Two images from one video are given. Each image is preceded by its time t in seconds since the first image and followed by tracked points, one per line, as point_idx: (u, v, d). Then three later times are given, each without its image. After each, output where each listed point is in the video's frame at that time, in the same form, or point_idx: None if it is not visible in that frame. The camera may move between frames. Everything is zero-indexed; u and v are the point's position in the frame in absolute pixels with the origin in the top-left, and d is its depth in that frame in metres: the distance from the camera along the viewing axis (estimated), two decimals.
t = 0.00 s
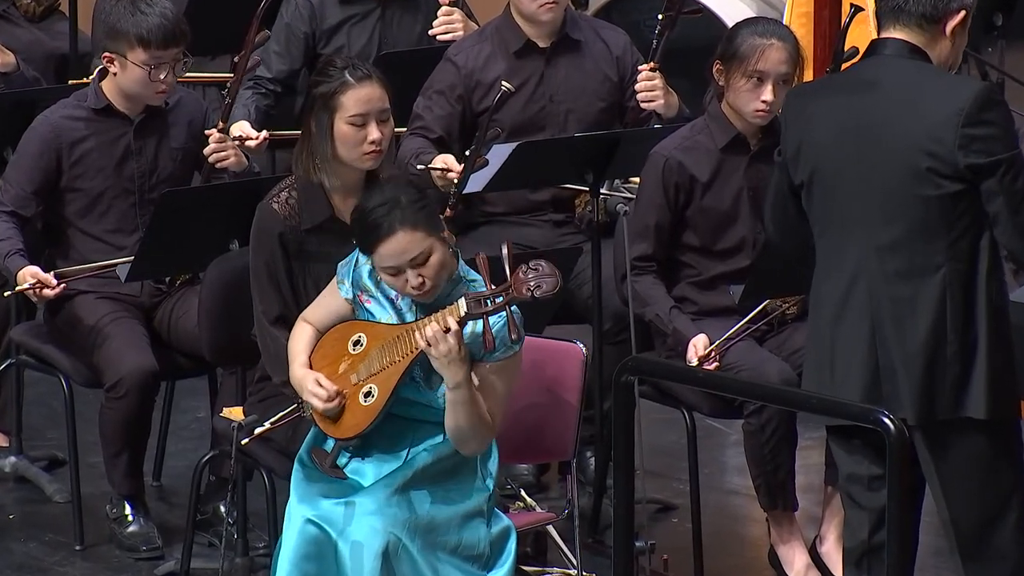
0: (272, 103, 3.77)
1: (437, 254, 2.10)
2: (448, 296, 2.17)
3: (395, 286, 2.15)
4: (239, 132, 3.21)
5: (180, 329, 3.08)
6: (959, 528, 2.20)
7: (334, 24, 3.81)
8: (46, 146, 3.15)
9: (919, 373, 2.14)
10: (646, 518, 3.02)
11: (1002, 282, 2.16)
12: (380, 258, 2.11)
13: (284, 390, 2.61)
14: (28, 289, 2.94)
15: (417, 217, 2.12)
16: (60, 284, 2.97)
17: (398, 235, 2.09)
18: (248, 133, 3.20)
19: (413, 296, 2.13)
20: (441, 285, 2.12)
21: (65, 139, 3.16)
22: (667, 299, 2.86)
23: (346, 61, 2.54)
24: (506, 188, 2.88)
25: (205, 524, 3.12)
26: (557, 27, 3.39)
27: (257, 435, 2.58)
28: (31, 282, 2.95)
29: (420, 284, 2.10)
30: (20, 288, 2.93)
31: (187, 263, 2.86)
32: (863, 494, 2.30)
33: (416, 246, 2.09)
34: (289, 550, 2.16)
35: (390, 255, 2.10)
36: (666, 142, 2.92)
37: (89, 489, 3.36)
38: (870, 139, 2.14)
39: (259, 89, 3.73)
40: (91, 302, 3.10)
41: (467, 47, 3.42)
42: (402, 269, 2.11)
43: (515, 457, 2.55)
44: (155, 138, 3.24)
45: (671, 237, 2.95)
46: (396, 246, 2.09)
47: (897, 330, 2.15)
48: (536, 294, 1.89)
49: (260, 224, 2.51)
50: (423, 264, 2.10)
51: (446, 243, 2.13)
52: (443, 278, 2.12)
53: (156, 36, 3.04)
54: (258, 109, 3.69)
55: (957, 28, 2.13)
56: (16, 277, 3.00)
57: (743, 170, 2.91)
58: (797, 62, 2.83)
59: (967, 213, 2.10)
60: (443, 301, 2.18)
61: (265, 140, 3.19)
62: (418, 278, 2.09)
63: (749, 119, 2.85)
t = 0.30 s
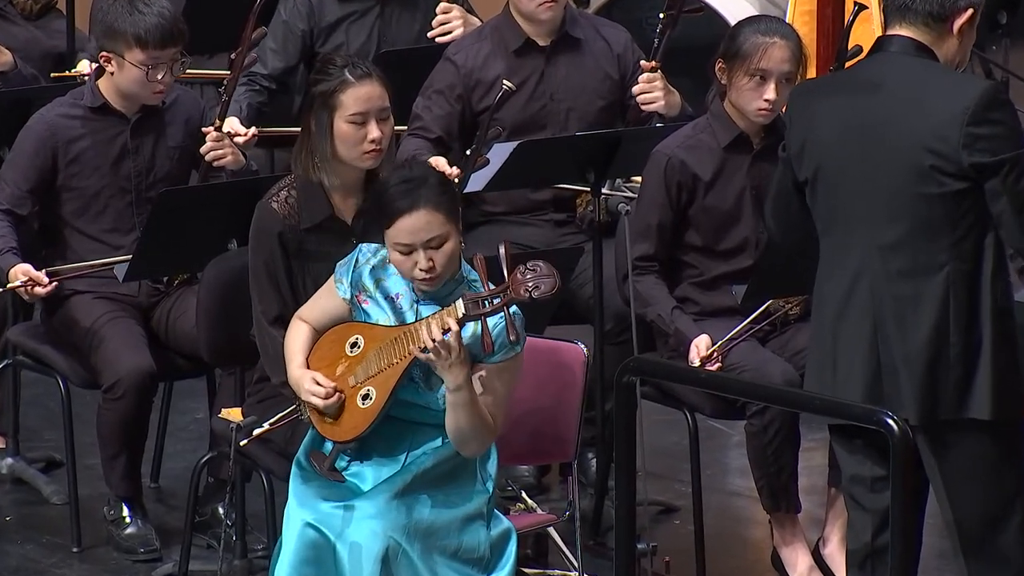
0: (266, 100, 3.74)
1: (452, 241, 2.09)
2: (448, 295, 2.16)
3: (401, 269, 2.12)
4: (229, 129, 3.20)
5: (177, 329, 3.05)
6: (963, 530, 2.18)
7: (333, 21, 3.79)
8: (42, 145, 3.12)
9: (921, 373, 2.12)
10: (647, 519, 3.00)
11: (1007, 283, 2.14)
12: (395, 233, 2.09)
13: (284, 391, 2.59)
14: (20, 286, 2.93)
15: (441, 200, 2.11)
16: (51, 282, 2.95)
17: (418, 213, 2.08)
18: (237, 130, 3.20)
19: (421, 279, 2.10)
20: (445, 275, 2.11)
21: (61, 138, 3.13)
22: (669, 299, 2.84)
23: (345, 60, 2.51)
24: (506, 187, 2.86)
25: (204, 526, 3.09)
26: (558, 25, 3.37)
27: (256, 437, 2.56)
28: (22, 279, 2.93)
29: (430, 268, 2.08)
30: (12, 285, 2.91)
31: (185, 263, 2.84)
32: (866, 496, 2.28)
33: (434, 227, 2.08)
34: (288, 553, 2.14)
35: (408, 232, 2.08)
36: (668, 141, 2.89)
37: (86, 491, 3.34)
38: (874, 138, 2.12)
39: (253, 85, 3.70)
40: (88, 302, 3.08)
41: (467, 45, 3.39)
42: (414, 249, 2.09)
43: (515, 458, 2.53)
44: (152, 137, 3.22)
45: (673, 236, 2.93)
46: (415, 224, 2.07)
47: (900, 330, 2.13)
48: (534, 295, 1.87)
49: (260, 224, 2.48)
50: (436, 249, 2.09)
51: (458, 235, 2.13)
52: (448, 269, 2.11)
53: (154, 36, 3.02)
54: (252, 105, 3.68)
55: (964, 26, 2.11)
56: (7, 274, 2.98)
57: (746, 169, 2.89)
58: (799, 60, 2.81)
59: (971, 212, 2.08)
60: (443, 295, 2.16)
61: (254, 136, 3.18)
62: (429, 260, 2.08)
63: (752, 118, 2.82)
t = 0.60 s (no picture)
0: (269, 96, 3.71)
1: (456, 230, 2.09)
2: (447, 289, 2.15)
3: (402, 255, 2.11)
4: (232, 122, 3.15)
5: (174, 329, 3.03)
6: (968, 532, 2.15)
7: (334, 18, 3.77)
8: (38, 144, 3.10)
9: (925, 373, 2.09)
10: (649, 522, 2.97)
11: (1012, 282, 2.11)
12: (400, 217, 2.09)
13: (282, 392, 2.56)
14: (14, 292, 2.92)
15: (444, 196, 2.09)
16: (44, 288, 2.95)
17: (425, 197, 2.08)
18: (241, 121, 3.15)
19: (422, 265, 2.09)
20: (446, 265, 2.11)
21: (57, 137, 3.11)
22: (671, 299, 2.82)
23: (344, 57, 2.49)
24: (505, 186, 2.84)
25: (201, 528, 3.07)
26: (559, 22, 3.35)
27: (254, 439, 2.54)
28: (15, 286, 2.93)
29: (432, 254, 2.08)
30: (5, 291, 2.91)
31: (183, 263, 2.81)
32: (870, 498, 2.25)
33: (440, 213, 2.08)
34: (287, 558, 2.11)
35: (414, 216, 2.08)
36: (669, 140, 2.87)
37: (82, 493, 3.31)
38: (876, 136, 2.10)
39: (255, 80, 3.68)
40: (84, 303, 3.05)
41: (467, 43, 3.36)
42: (418, 234, 2.08)
43: (514, 459, 2.49)
44: (149, 135, 3.19)
45: (675, 236, 2.90)
46: (421, 207, 2.08)
47: (903, 329, 2.10)
48: (529, 291, 1.87)
49: (258, 222, 2.46)
50: (440, 236, 2.09)
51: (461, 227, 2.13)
52: (449, 260, 2.11)
53: (151, 33, 2.99)
54: (257, 99, 3.63)
55: (966, 24, 2.09)
56: None
57: (748, 168, 2.86)
58: (802, 58, 2.78)
59: (974, 210, 2.06)
60: (442, 287, 2.14)
61: (257, 129, 3.13)
62: (433, 246, 2.07)
63: (754, 116, 2.80)
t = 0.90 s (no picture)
0: (276, 96, 3.66)
1: (457, 219, 2.10)
2: (446, 282, 2.15)
3: (402, 243, 2.11)
4: (247, 125, 3.20)
5: (173, 330, 3.01)
6: (973, 535, 2.13)
7: (336, 16, 3.75)
8: (37, 144, 3.08)
9: (928, 375, 2.07)
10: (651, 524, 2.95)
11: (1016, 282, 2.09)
12: (403, 203, 2.10)
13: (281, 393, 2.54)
14: (21, 292, 2.90)
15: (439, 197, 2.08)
16: (53, 288, 2.92)
17: (428, 183, 2.09)
18: (255, 125, 3.18)
19: (421, 251, 2.08)
20: (446, 255, 2.11)
21: (56, 137, 3.09)
22: (674, 300, 2.80)
23: (345, 57, 2.47)
24: (505, 186, 2.83)
25: (200, 531, 3.05)
26: (563, 21, 3.33)
27: (253, 440, 2.52)
28: (23, 286, 2.91)
29: (433, 240, 2.08)
30: (13, 292, 2.89)
31: (182, 263, 2.79)
32: (873, 500, 2.22)
33: (442, 199, 2.09)
34: (288, 561, 2.09)
35: (417, 200, 2.09)
36: (672, 140, 2.85)
37: (81, 495, 3.29)
38: (878, 136, 2.08)
39: (262, 80, 3.65)
40: (83, 304, 3.03)
41: (470, 42, 3.35)
42: (420, 220, 2.09)
43: (516, 462, 2.48)
44: (148, 135, 3.17)
45: (678, 236, 2.88)
46: (424, 193, 2.09)
47: (906, 330, 2.08)
48: (525, 284, 1.84)
49: (257, 223, 2.45)
50: (442, 223, 2.09)
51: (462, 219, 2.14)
52: (450, 250, 2.11)
53: (145, 22, 2.98)
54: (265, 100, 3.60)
55: (968, 22, 2.07)
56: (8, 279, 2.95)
57: (751, 168, 2.84)
58: (806, 58, 2.76)
59: (978, 210, 2.03)
60: (440, 280, 2.14)
61: (271, 131, 3.15)
62: (434, 233, 2.08)
63: (757, 116, 2.78)
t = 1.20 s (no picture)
0: (280, 98, 3.64)
1: (459, 204, 2.09)
2: (444, 271, 2.12)
3: (402, 227, 2.09)
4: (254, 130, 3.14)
5: (171, 331, 2.99)
6: (978, 537, 2.10)
7: (335, 16, 3.72)
8: (33, 144, 3.06)
9: (933, 376, 2.04)
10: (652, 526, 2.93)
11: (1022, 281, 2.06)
12: (405, 184, 2.09)
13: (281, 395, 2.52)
14: (28, 289, 2.89)
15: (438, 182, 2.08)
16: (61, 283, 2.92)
17: (432, 165, 2.09)
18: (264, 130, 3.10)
19: (421, 235, 2.07)
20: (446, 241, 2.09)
21: (52, 137, 3.07)
22: (676, 300, 2.77)
23: (344, 56, 2.45)
24: (506, 185, 2.81)
25: (198, 533, 3.02)
26: (565, 20, 3.31)
27: (252, 442, 2.50)
28: (30, 283, 2.90)
29: (434, 223, 2.07)
30: (21, 288, 2.88)
31: (179, 264, 2.77)
32: (877, 503, 2.19)
33: (445, 183, 2.09)
34: (289, 565, 2.06)
35: (419, 181, 2.08)
36: (674, 140, 2.82)
37: (78, 498, 3.27)
38: (881, 135, 2.06)
39: (264, 83, 3.61)
40: (81, 304, 3.01)
41: (471, 41, 3.33)
42: (421, 202, 2.08)
43: (520, 464, 2.46)
44: (145, 135, 3.15)
45: (680, 236, 2.86)
46: (427, 174, 2.08)
47: (911, 331, 2.06)
48: (513, 272, 1.82)
49: (256, 222, 2.43)
50: (443, 207, 2.08)
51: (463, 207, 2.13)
52: (450, 236, 2.09)
53: (147, 31, 2.96)
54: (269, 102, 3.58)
55: (973, 21, 2.06)
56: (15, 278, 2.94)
57: (753, 168, 2.82)
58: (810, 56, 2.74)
59: (983, 208, 2.01)
60: (438, 268, 2.12)
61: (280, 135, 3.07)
62: (435, 215, 2.07)
63: (760, 115, 2.75)
